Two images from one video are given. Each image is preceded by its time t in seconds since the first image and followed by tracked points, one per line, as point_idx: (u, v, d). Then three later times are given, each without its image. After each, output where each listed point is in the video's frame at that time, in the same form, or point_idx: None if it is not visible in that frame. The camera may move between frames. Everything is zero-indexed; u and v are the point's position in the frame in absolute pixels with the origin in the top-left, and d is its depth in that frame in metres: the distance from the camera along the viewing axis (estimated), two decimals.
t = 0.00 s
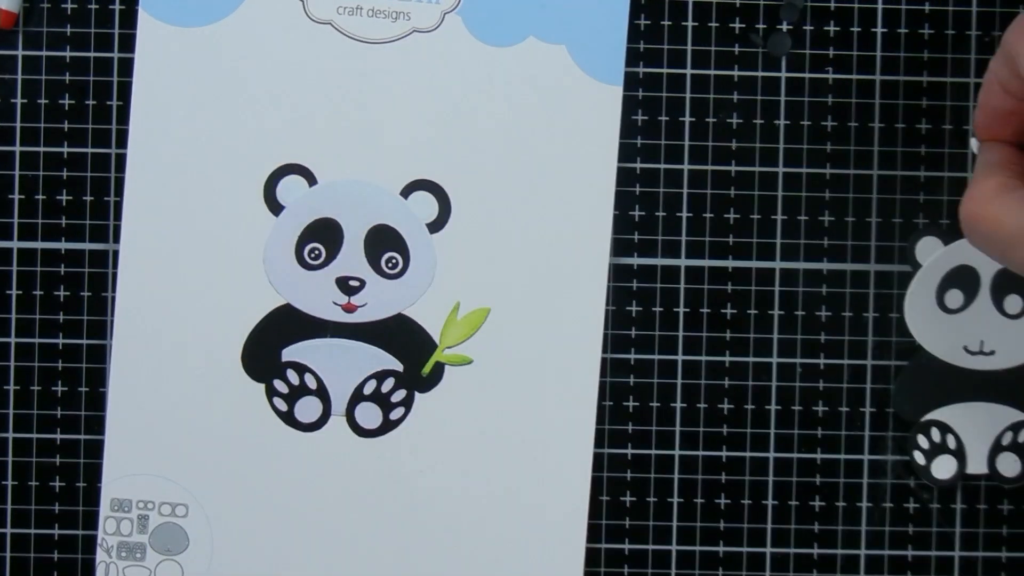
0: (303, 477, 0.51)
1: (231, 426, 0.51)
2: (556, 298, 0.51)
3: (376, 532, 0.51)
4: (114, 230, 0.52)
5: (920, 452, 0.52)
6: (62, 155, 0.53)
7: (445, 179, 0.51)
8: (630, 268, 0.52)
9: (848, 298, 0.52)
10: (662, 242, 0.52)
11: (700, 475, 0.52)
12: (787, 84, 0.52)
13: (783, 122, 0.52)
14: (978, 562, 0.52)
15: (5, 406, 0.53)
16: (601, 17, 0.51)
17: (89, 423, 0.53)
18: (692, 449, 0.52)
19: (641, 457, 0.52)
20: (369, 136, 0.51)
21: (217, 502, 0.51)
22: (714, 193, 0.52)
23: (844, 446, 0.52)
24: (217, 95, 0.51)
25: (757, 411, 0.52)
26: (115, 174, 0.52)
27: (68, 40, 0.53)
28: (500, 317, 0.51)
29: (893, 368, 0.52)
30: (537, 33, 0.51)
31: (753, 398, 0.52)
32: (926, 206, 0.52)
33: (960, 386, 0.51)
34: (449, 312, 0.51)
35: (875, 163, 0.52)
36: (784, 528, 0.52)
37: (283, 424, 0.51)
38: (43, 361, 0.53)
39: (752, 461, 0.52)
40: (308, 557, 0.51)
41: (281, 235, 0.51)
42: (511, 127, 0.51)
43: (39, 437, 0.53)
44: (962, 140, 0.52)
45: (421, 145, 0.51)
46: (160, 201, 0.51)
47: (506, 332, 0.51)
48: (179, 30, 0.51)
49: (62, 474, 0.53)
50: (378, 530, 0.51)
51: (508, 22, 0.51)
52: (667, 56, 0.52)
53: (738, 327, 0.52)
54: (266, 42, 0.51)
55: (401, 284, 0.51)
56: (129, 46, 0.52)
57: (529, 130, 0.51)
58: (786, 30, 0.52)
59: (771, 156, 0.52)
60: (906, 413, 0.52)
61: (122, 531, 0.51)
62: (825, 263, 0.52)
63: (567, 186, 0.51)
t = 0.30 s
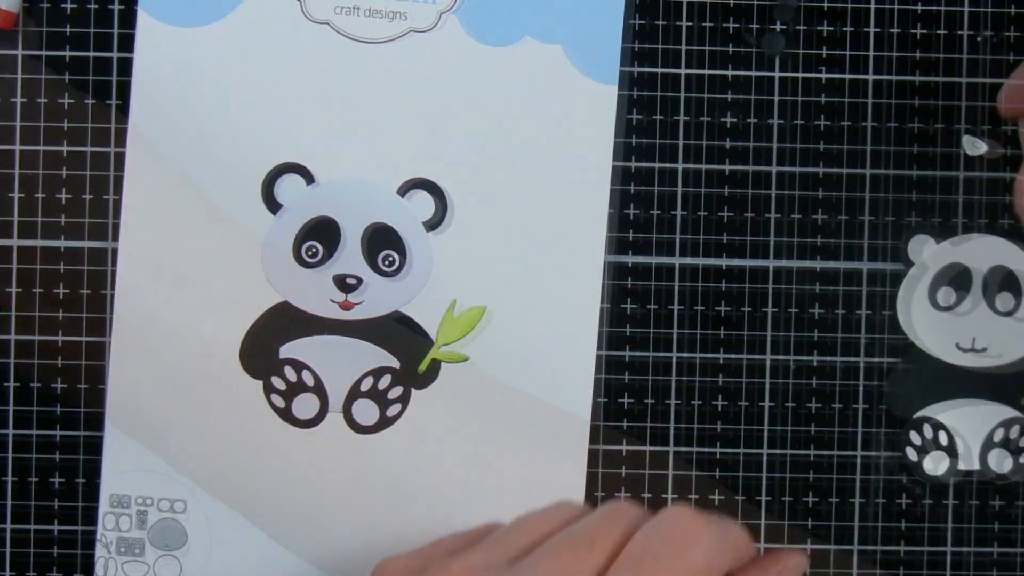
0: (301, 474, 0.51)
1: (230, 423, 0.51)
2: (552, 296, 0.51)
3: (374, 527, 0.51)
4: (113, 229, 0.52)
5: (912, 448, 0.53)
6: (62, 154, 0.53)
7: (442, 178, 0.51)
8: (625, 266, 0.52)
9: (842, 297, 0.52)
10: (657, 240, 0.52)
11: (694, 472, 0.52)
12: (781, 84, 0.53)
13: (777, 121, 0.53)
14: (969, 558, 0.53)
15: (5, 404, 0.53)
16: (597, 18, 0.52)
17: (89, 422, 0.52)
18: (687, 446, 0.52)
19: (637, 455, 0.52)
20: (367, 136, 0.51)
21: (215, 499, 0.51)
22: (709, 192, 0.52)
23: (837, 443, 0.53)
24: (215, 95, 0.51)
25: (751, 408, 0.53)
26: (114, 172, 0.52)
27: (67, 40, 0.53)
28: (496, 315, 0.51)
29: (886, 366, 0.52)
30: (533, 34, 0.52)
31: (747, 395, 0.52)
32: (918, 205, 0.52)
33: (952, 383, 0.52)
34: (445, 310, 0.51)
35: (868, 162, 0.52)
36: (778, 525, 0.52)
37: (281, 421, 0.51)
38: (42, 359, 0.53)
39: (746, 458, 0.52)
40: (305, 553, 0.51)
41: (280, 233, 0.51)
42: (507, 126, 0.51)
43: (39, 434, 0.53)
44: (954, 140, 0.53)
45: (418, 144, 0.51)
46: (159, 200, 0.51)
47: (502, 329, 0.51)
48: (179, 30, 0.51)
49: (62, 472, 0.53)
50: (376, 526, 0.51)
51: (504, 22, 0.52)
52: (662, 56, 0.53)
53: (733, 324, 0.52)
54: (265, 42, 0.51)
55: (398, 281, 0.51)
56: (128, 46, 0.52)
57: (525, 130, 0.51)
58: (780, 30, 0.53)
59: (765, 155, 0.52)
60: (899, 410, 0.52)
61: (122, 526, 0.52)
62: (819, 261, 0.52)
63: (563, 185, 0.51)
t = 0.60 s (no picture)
0: (299, 470, 0.52)
1: (229, 419, 0.52)
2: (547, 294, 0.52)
3: (372, 522, 0.52)
4: (113, 227, 0.53)
5: (906, 445, 0.52)
6: (62, 153, 0.53)
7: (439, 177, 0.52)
8: (619, 263, 0.53)
9: (834, 294, 0.53)
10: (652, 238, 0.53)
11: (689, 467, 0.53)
12: (775, 84, 0.53)
13: (771, 120, 0.53)
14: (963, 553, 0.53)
15: (5, 400, 0.54)
16: (593, 17, 0.52)
17: (88, 416, 0.53)
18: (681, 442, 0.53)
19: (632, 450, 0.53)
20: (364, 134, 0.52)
21: (214, 494, 0.52)
22: (703, 190, 0.53)
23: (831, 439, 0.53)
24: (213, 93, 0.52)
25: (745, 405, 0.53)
26: (114, 172, 0.53)
27: (67, 40, 0.54)
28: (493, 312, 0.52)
29: (878, 362, 0.53)
30: (530, 33, 0.52)
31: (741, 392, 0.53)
32: (911, 203, 0.53)
33: (947, 380, 0.52)
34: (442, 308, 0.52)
35: (861, 160, 0.53)
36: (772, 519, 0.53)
37: (279, 417, 0.52)
38: (43, 355, 0.53)
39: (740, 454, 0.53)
40: (304, 548, 0.52)
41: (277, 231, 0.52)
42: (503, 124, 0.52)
43: (39, 430, 0.54)
44: (947, 139, 0.53)
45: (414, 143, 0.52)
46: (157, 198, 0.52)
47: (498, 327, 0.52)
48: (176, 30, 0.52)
49: (61, 467, 0.53)
50: (374, 520, 0.52)
51: (501, 22, 0.52)
52: (657, 55, 0.53)
53: (727, 322, 0.53)
54: (263, 42, 0.52)
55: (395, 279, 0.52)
56: (127, 46, 0.53)
57: (520, 128, 0.52)
58: (774, 30, 0.53)
59: (759, 154, 0.53)
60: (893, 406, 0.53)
61: (121, 522, 0.52)
62: (812, 259, 0.53)
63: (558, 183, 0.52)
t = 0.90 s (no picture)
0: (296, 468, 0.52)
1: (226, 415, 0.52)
2: (542, 292, 0.52)
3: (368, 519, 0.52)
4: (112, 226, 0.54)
5: (899, 442, 0.53)
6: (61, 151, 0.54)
7: (436, 176, 0.52)
8: (615, 262, 0.53)
9: (828, 292, 0.53)
10: (648, 236, 0.53)
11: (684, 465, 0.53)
12: (768, 83, 0.53)
13: (765, 120, 0.53)
14: (956, 550, 0.54)
15: (5, 397, 0.54)
16: (588, 18, 0.52)
17: (88, 413, 0.54)
18: (676, 439, 0.53)
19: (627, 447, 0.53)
20: (360, 134, 0.52)
21: (212, 491, 0.52)
22: (697, 188, 0.53)
23: (825, 436, 0.53)
24: (211, 94, 0.52)
25: (739, 402, 0.53)
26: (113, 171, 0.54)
27: (66, 40, 0.54)
28: (489, 310, 0.52)
29: (872, 360, 0.53)
30: (525, 33, 0.52)
31: (736, 389, 0.53)
32: (905, 201, 0.53)
33: (938, 378, 0.53)
34: (438, 306, 0.52)
35: (855, 159, 0.53)
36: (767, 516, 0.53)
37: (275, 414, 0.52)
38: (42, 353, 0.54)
39: (735, 451, 0.53)
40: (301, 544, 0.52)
41: (276, 230, 0.52)
42: (499, 124, 0.52)
43: (39, 427, 0.54)
44: (940, 138, 0.53)
45: (411, 142, 0.52)
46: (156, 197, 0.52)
47: (494, 324, 0.52)
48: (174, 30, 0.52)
49: (61, 464, 0.54)
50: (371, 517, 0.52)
51: (496, 22, 0.52)
52: (652, 55, 0.53)
53: (722, 320, 0.53)
54: (260, 41, 0.52)
55: (391, 277, 0.52)
56: (126, 45, 0.54)
57: (515, 127, 0.52)
58: (768, 29, 0.53)
59: (753, 152, 0.53)
60: (885, 403, 0.53)
61: (120, 519, 0.52)
62: (806, 257, 0.53)
63: (553, 182, 0.52)
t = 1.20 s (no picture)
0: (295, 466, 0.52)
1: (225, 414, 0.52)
2: (541, 291, 0.52)
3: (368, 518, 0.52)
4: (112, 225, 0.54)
5: (898, 441, 0.53)
6: (62, 151, 0.54)
7: (435, 176, 0.52)
8: (614, 261, 0.53)
9: (827, 291, 0.53)
10: (647, 236, 0.53)
11: (683, 464, 0.53)
12: (767, 83, 0.53)
13: (764, 120, 0.53)
14: (954, 548, 0.54)
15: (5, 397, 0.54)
16: (587, 18, 0.53)
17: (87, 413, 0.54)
18: (675, 439, 0.53)
19: (626, 446, 0.53)
20: (360, 134, 0.52)
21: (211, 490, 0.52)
22: (697, 187, 0.53)
23: (823, 435, 0.54)
24: (211, 93, 0.52)
25: (738, 401, 0.53)
26: (113, 171, 0.54)
27: (67, 40, 0.54)
28: (488, 309, 0.52)
29: (870, 359, 0.53)
30: (525, 33, 0.52)
31: (734, 388, 0.53)
32: (903, 201, 0.53)
33: (937, 377, 0.53)
34: (438, 305, 0.52)
35: (853, 159, 0.53)
36: (766, 515, 0.53)
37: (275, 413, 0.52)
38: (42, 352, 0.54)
39: (733, 450, 0.53)
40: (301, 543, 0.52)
41: (275, 230, 0.52)
42: (498, 124, 0.52)
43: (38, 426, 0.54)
44: (939, 138, 0.53)
45: (410, 142, 0.52)
46: (156, 196, 0.52)
47: (493, 324, 0.52)
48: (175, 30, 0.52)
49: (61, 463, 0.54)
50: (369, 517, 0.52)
51: (496, 22, 0.52)
52: (651, 55, 0.54)
53: (720, 319, 0.53)
54: (259, 41, 0.52)
55: (391, 276, 0.52)
56: (126, 45, 0.54)
57: (515, 127, 0.52)
58: (767, 30, 0.54)
59: (752, 152, 0.53)
60: (884, 403, 0.53)
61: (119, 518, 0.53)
62: (805, 256, 0.53)
63: (552, 182, 0.52)
